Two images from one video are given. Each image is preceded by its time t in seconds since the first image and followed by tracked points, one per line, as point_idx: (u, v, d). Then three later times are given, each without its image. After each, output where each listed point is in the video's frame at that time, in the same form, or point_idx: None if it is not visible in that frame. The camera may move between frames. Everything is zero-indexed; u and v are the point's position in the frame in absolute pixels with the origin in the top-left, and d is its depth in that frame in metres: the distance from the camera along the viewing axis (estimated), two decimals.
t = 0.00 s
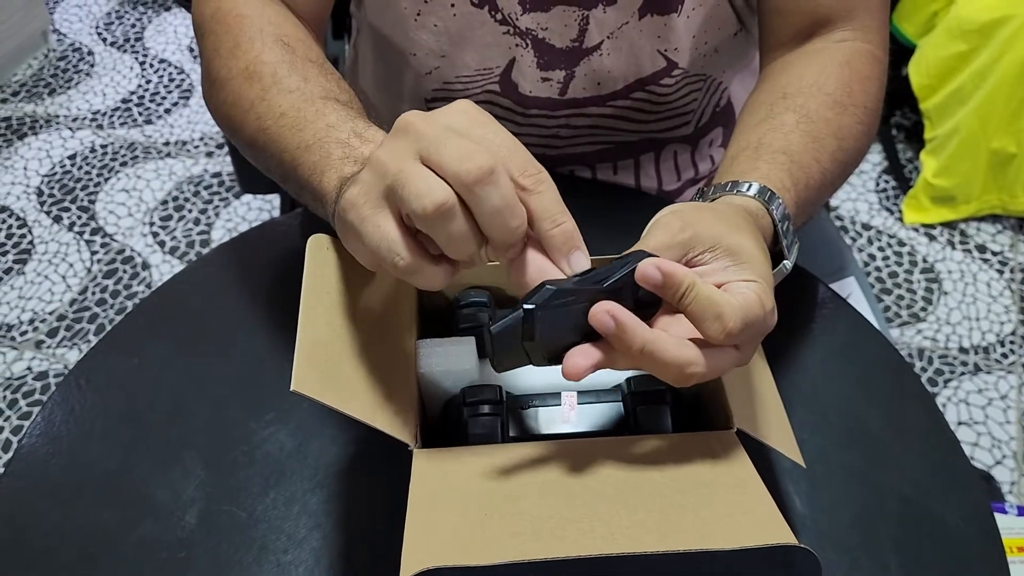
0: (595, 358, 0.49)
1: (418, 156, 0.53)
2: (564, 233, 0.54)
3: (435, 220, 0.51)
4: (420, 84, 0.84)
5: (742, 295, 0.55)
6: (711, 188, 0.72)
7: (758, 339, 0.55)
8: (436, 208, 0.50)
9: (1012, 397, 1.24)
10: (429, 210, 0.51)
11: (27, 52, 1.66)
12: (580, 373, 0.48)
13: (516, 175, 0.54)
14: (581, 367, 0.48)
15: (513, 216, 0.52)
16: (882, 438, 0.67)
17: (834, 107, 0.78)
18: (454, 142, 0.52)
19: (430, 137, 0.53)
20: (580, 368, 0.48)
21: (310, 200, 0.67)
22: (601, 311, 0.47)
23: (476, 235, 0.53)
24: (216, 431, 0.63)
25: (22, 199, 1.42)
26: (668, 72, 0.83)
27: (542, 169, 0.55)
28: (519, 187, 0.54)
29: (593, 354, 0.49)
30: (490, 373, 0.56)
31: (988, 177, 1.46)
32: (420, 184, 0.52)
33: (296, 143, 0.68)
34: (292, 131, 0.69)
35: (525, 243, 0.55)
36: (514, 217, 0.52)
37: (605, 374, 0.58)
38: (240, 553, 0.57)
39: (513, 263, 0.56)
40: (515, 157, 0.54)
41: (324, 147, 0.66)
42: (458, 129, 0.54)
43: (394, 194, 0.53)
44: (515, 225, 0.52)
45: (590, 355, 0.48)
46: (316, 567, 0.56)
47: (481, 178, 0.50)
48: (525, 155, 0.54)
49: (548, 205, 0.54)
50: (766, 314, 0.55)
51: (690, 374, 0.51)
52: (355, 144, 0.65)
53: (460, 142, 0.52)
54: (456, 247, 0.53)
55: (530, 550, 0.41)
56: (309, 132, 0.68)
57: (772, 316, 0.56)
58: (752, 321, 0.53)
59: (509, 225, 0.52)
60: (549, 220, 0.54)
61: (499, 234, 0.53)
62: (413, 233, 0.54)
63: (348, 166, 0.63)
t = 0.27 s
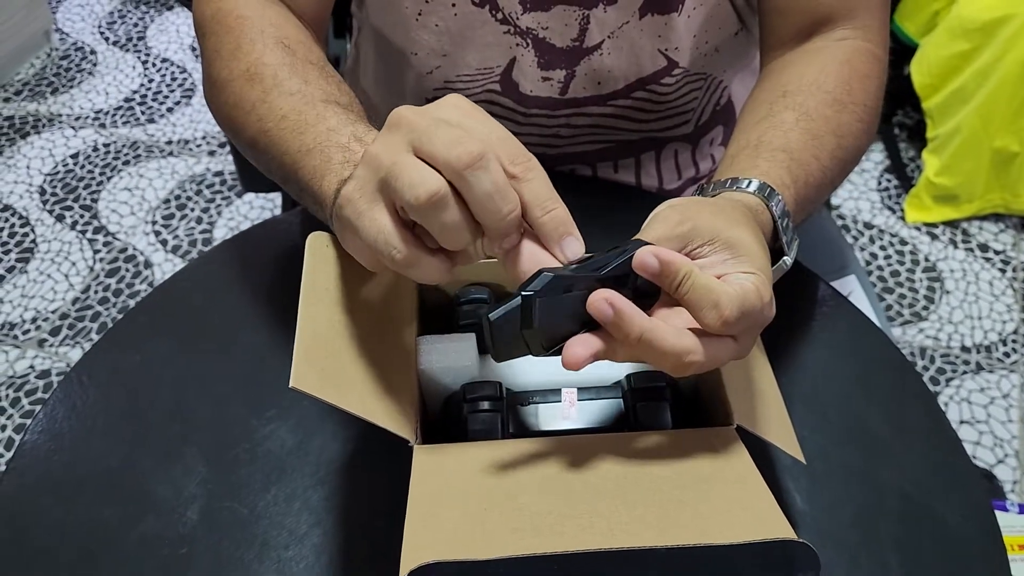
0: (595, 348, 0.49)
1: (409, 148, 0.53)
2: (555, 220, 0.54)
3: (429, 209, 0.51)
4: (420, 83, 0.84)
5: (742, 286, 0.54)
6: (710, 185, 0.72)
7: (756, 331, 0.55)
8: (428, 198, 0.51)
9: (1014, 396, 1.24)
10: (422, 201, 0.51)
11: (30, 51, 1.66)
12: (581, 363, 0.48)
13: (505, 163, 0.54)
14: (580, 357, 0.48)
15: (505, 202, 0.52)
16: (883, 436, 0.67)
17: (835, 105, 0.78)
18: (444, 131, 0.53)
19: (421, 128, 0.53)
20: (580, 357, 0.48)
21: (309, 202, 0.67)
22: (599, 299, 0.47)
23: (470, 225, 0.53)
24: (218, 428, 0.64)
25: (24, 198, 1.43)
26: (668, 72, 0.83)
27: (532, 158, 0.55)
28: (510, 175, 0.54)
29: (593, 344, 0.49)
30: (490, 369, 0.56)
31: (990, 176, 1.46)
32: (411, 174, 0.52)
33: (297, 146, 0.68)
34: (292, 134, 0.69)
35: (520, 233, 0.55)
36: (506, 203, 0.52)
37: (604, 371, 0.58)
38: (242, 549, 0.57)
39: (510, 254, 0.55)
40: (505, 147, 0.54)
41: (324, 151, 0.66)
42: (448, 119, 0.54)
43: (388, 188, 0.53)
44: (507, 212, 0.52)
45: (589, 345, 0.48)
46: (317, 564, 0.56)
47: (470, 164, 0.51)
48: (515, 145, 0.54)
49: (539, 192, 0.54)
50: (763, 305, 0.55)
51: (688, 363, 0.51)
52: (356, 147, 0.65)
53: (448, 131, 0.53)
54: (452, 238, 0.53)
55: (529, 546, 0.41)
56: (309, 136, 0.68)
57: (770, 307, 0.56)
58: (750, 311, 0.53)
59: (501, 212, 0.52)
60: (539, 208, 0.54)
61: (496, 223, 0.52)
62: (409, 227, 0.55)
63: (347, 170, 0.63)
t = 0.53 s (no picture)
0: (600, 350, 0.49)
1: (415, 151, 0.53)
2: (559, 225, 0.54)
3: (436, 214, 0.51)
4: (424, 83, 0.84)
5: (747, 286, 0.54)
6: (713, 185, 0.72)
7: (760, 332, 0.55)
8: (434, 201, 0.51)
9: (1017, 395, 1.23)
10: (428, 204, 0.51)
11: (33, 50, 1.67)
12: (589, 367, 0.48)
13: (510, 167, 0.54)
14: (586, 360, 0.48)
15: (510, 205, 0.51)
16: (887, 436, 0.66)
17: (839, 105, 0.78)
18: (450, 135, 0.52)
19: (427, 132, 0.53)
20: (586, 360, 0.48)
21: (313, 204, 0.67)
22: (607, 301, 0.47)
23: (476, 229, 0.53)
24: (221, 427, 0.64)
25: (27, 197, 1.43)
26: (672, 73, 0.83)
27: (537, 162, 0.55)
28: (515, 180, 0.54)
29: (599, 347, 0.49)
30: (493, 368, 0.56)
31: (994, 175, 1.46)
32: (417, 178, 0.52)
33: (302, 149, 0.68)
34: (297, 134, 0.69)
35: (526, 237, 0.54)
36: (512, 207, 0.51)
37: (609, 370, 0.58)
38: (245, 548, 0.57)
39: (514, 258, 0.55)
40: (511, 150, 0.54)
41: (330, 152, 0.66)
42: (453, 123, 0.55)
43: (393, 193, 0.53)
44: (513, 215, 0.52)
45: (595, 347, 0.48)
46: (321, 563, 0.56)
47: (476, 168, 0.50)
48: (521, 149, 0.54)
49: (545, 196, 0.54)
50: (767, 304, 0.55)
51: (692, 364, 0.51)
52: (360, 148, 0.65)
53: (454, 135, 0.52)
54: (459, 242, 0.53)
55: (533, 544, 0.41)
56: (313, 137, 0.68)
57: (774, 307, 0.56)
58: (753, 310, 0.53)
59: (507, 216, 0.52)
60: (545, 213, 0.54)
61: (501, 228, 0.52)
62: (414, 230, 0.55)
63: (353, 172, 0.63)
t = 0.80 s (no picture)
0: (602, 354, 0.48)
1: (423, 153, 0.53)
2: (569, 225, 0.54)
3: (443, 218, 0.51)
4: (426, 82, 0.84)
5: (750, 291, 0.54)
6: (717, 185, 0.72)
7: (762, 335, 0.55)
8: (442, 205, 0.50)
9: (1020, 396, 1.23)
10: (436, 208, 0.50)
11: (34, 49, 1.67)
12: (589, 370, 0.48)
13: (521, 167, 0.53)
14: (587, 363, 0.48)
15: (518, 208, 0.51)
16: (890, 436, 0.66)
17: (843, 105, 0.78)
18: (452, 138, 0.52)
19: (431, 134, 0.53)
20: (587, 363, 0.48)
21: (315, 202, 0.67)
22: (608, 304, 0.46)
23: (482, 232, 0.53)
24: (223, 427, 0.64)
25: (29, 196, 1.43)
26: (675, 73, 0.83)
27: (547, 162, 0.54)
28: (526, 179, 0.53)
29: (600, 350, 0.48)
30: (496, 368, 0.56)
31: (997, 176, 1.45)
32: (424, 182, 0.51)
33: (304, 149, 0.68)
34: (299, 133, 0.69)
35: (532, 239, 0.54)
36: (519, 210, 0.52)
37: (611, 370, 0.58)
38: (247, 549, 0.57)
39: (520, 260, 0.55)
40: (516, 150, 0.54)
41: (332, 152, 0.66)
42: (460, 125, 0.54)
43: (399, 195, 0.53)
44: (521, 218, 0.52)
45: (596, 351, 0.48)
46: (322, 564, 0.56)
47: (484, 171, 0.50)
48: (526, 150, 0.54)
49: (554, 197, 0.53)
50: (769, 309, 0.55)
51: (694, 368, 0.51)
52: (362, 148, 0.65)
53: (462, 136, 0.52)
54: (465, 245, 0.53)
55: (534, 546, 0.41)
56: (315, 137, 0.68)
57: (776, 310, 0.56)
58: (756, 316, 0.53)
59: (514, 219, 0.52)
60: (553, 214, 0.53)
61: (508, 231, 0.52)
62: (419, 232, 0.54)
63: (355, 172, 0.63)
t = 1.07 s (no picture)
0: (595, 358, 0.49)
1: (422, 157, 0.53)
2: (570, 231, 0.54)
3: (440, 221, 0.51)
4: (426, 83, 0.84)
5: (749, 298, 0.54)
6: (718, 187, 0.72)
7: (761, 340, 0.55)
8: (440, 210, 0.50)
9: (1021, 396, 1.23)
10: (433, 213, 0.51)
11: (35, 48, 1.67)
12: (581, 373, 0.48)
13: (522, 172, 0.53)
14: (579, 368, 0.48)
15: (516, 215, 0.51)
16: (890, 438, 0.66)
17: (843, 105, 0.78)
18: (456, 141, 0.52)
19: (431, 137, 0.53)
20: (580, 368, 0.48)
21: (315, 199, 0.67)
22: (604, 312, 0.46)
23: (480, 237, 0.53)
24: (222, 428, 0.64)
25: (30, 195, 1.43)
26: (674, 73, 0.83)
27: (548, 167, 0.54)
28: (527, 184, 0.53)
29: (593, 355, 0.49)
30: (495, 370, 0.56)
31: (997, 176, 1.45)
32: (423, 184, 0.51)
33: (302, 144, 0.68)
34: (299, 133, 0.69)
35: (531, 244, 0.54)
36: (518, 217, 0.52)
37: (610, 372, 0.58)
38: (247, 549, 0.57)
39: (518, 266, 0.55)
40: (518, 155, 0.53)
41: (331, 147, 0.66)
42: (459, 128, 0.55)
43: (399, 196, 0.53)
44: (519, 225, 0.52)
45: (589, 355, 0.48)
46: (321, 565, 0.56)
47: (483, 178, 0.50)
48: (526, 151, 0.54)
49: (555, 203, 0.53)
50: (768, 319, 0.55)
51: (689, 376, 0.51)
52: (361, 143, 0.65)
53: (460, 141, 0.52)
54: (463, 249, 0.53)
55: (532, 548, 0.41)
56: (314, 135, 0.68)
57: (775, 319, 0.56)
58: (755, 328, 0.53)
59: (513, 226, 0.52)
60: (553, 219, 0.53)
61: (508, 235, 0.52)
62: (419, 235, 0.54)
63: (355, 166, 0.63)
